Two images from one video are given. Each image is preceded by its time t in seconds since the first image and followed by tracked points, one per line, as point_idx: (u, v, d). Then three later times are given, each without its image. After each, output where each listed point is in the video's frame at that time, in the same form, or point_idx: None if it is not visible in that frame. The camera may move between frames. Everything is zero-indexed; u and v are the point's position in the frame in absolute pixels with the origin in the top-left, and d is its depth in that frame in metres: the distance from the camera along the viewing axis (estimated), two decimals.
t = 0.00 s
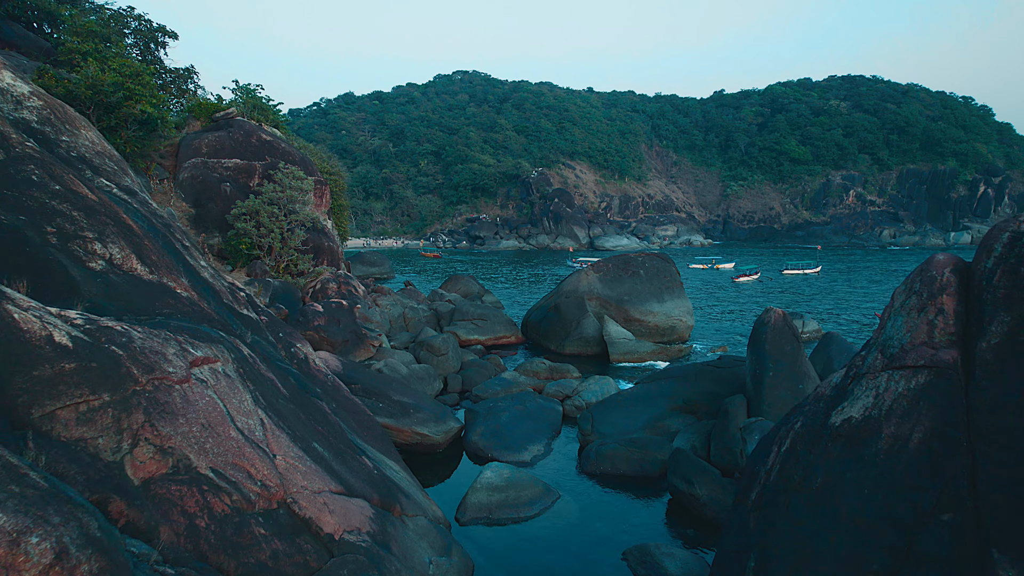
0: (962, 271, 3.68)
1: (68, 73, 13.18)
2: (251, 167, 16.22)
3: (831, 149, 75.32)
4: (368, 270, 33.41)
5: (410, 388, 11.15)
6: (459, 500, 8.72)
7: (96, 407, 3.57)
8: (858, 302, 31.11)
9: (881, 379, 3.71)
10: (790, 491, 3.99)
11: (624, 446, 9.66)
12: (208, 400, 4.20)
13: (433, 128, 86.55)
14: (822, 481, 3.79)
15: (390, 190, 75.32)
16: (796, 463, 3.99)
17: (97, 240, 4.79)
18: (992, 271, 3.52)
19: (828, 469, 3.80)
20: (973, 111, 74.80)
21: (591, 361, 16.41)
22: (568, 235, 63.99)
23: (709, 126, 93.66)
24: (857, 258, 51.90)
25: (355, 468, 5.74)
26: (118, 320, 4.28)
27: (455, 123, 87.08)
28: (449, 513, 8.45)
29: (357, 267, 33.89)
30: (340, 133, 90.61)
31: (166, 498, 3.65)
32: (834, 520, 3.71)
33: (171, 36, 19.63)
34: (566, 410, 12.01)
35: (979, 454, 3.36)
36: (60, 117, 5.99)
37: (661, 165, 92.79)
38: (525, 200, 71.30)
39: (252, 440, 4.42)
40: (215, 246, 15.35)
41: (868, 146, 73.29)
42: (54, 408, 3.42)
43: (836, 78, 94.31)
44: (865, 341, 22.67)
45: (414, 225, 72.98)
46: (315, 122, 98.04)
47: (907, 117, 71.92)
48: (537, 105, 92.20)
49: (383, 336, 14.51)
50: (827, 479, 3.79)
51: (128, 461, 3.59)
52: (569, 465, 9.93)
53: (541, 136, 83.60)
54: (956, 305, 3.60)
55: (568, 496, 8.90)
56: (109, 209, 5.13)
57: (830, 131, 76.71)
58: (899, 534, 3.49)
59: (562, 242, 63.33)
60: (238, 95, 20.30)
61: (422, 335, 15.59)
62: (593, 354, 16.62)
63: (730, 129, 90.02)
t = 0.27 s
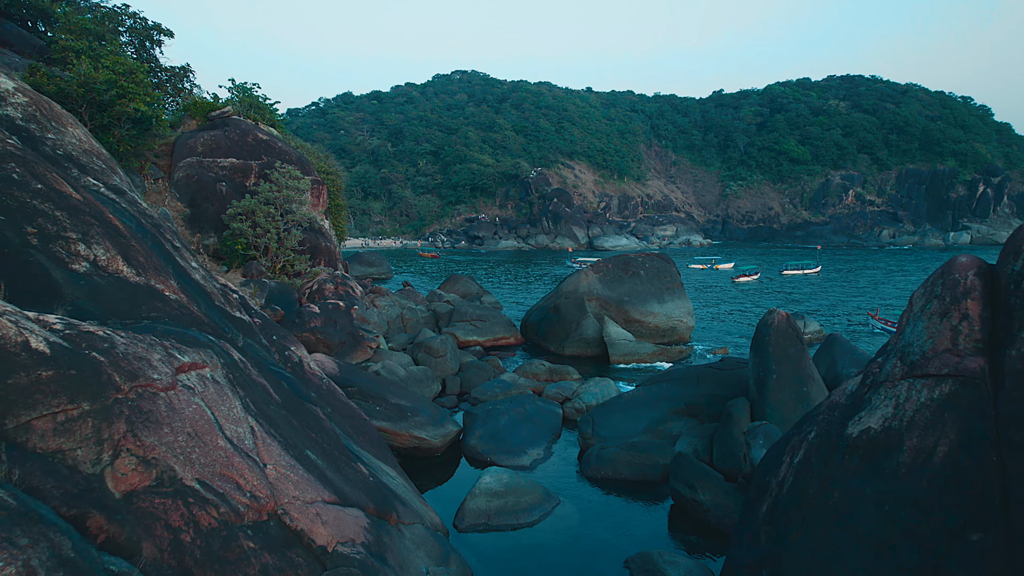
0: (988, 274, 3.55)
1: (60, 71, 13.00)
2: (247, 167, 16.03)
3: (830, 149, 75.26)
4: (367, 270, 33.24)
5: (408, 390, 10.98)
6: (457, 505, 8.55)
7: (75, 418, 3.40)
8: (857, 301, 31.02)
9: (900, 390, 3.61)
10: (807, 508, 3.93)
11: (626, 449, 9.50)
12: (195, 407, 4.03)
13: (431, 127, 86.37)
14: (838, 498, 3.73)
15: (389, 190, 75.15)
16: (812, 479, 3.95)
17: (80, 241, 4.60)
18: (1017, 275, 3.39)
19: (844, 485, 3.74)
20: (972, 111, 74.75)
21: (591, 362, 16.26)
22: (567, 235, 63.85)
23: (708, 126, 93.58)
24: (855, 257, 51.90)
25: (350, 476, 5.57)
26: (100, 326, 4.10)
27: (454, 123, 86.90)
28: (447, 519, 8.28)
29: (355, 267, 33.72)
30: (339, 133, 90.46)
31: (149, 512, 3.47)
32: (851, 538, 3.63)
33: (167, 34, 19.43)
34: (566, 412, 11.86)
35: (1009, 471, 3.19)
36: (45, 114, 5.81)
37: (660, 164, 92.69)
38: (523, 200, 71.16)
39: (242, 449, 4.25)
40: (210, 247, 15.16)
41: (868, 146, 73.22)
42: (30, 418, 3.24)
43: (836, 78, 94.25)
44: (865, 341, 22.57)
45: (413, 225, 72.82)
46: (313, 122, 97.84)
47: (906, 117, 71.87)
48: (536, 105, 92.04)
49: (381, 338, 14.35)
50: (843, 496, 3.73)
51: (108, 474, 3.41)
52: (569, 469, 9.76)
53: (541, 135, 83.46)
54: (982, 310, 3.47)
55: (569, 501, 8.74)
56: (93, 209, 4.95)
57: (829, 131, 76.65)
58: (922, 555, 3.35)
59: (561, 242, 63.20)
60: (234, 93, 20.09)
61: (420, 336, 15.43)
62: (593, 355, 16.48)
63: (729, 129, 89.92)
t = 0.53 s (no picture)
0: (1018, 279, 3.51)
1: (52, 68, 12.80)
2: (243, 166, 15.83)
3: (829, 149, 75.18)
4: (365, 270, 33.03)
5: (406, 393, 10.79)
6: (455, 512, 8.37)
7: (48, 430, 3.20)
8: (856, 302, 30.92)
9: (926, 402, 3.56)
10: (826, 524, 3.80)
11: (627, 454, 9.31)
12: (178, 417, 3.83)
13: (430, 127, 86.17)
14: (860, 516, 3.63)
15: (388, 190, 74.93)
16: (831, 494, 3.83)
17: (60, 243, 4.40)
18: None
19: (869, 504, 3.62)
20: (971, 111, 74.66)
21: (591, 364, 16.09)
22: (566, 236, 63.65)
23: (707, 126, 93.45)
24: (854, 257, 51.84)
25: (344, 485, 5.40)
26: (79, 331, 3.90)
27: (453, 123, 86.70)
28: (445, 526, 8.10)
29: (353, 267, 33.51)
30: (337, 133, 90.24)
31: (127, 530, 3.27)
32: (874, 556, 3.50)
33: (162, 32, 19.22)
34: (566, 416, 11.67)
35: None
36: (27, 110, 5.61)
37: (660, 164, 92.56)
38: (522, 200, 70.98)
39: (228, 460, 4.05)
40: (205, 247, 14.95)
41: (867, 146, 73.13)
42: None
43: (835, 78, 94.15)
44: (866, 342, 22.39)
45: (411, 225, 72.59)
46: (312, 121, 97.61)
47: (905, 116, 71.79)
48: (534, 105, 91.91)
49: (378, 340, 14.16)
50: (866, 513, 3.62)
51: (84, 489, 3.21)
52: (569, 474, 9.57)
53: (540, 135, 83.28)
54: (1014, 317, 3.43)
55: (570, 507, 8.55)
56: (75, 208, 4.75)
57: (828, 131, 76.56)
58: None
59: (559, 242, 63.03)
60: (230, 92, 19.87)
61: (418, 337, 15.24)
62: (593, 357, 16.31)
63: (728, 129, 89.85)
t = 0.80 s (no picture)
0: None
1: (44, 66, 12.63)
2: (238, 165, 15.65)
3: (829, 149, 75.07)
4: (364, 270, 32.86)
5: (404, 396, 10.62)
6: (453, 519, 8.20)
7: (20, 442, 3.03)
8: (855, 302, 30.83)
9: (954, 415, 3.48)
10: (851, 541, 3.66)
11: (628, 458, 9.15)
12: (161, 428, 3.65)
13: (429, 127, 85.99)
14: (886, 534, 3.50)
15: (387, 190, 74.75)
16: (852, 513, 3.74)
17: (40, 244, 4.22)
18: None
19: (893, 523, 3.51)
20: (971, 111, 74.54)
21: (591, 366, 15.94)
22: (565, 236, 63.50)
23: (706, 126, 93.34)
24: (853, 257, 51.79)
25: (338, 494, 5.23)
26: (58, 337, 3.72)
27: (452, 123, 86.50)
28: (442, 533, 7.93)
29: (352, 267, 33.34)
30: (336, 133, 90.04)
31: (104, 549, 3.07)
32: None
33: (157, 30, 19.04)
34: (566, 419, 11.50)
35: None
36: (11, 107, 5.43)
37: (659, 164, 92.45)
38: (521, 200, 70.84)
39: (215, 471, 3.87)
40: (200, 247, 14.76)
41: (867, 146, 73.02)
42: None
43: (835, 78, 94.07)
44: (867, 343, 22.25)
45: (410, 225, 72.42)
46: (311, 121, 97.46)
47: (905, 116, 71.68)
48: (534, 105, 91.78)
49: (376, 341, 13.98)
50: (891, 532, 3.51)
51: (59, 505, 3.03)
52: (570, 479, 9.40)
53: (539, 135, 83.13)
54: None
55: (570, 513, 8.39)
56: (57, 208, 4.58)
57: (828, 131, 76.45)
58: None
59: (559, 242, 62.90)
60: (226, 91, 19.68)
61: (416, 339, 15.07)
62: (594, 358, 16.16)
63: (728, 129, 89.77)
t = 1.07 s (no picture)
0: None
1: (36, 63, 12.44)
2: (235, 165, 15.46)
3: (829, 149, 74.91)
4: (363, 271, 32.69)
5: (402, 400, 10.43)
6: (451, 527, 8.00)
7: None
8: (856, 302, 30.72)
9: (987, 431, 3.29)
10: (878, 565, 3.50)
11: (630, 464, 8.95)
12: (141, 439, 3.45)
13: (429, 127, 85.82)
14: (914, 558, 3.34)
15: (386, 190, 74.60)
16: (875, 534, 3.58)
17: (18, 245, 4.02)
18: None
19: (922, 549, 3.35)
20: (972, 111, 74.38)
21: (591, 367, 15.77)
22: (565, 236, 63.35)
23: (706, 126, 93.20)
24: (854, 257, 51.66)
25: (331, 505, 5.03)
26: (33, 343, 3.52)
27: (452, 122, 86.32)
28: (441, 541, 7.73)
29: (351, 268, 33.17)
30: (336, 133, 89.88)
31: (77, 571, 2.86)
32: None
33: (153, 27, 18.84)
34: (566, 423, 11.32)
35: None
36: None
37: (659, 164, 92.29)
38: (521, 200, 70.67)
39: (199, 484, 3.67)
40: (195, 248, 14.57)
41: (867, 146, 72.90)
42: None
43: (835, 78, 93.93)
44: (869, 344, 22.09)
45: (410, 225, 72.25)
46: (310, 121, 97.33)
47: (906, 116, 71.54)
48: (533, 105, 91.66)
49: (374, 343, 13.79)
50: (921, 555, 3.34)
51: (27, 524, 2.82)
52: (570, 485, 9.21)
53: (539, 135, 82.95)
54: None
55: (571, 520, 8.20)
56: (36, 207, 4.38)
57: (828, 131, 76.30)
58: None
59: (559, 242, 62.73)
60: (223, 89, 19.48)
61: (415, 340, 14.88)
62: (595, 360, 15.98)
63: (728, 129, 89.62)
